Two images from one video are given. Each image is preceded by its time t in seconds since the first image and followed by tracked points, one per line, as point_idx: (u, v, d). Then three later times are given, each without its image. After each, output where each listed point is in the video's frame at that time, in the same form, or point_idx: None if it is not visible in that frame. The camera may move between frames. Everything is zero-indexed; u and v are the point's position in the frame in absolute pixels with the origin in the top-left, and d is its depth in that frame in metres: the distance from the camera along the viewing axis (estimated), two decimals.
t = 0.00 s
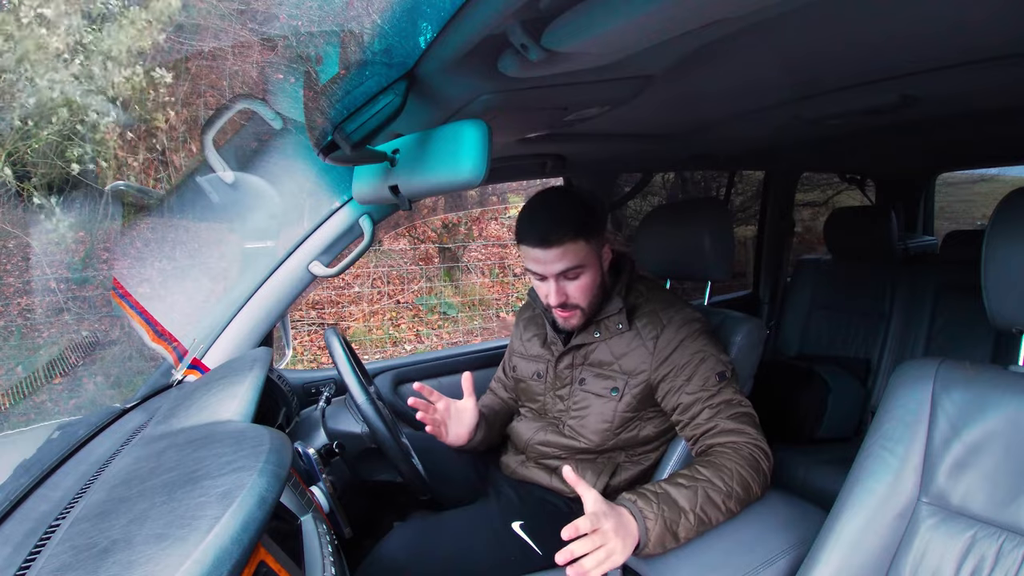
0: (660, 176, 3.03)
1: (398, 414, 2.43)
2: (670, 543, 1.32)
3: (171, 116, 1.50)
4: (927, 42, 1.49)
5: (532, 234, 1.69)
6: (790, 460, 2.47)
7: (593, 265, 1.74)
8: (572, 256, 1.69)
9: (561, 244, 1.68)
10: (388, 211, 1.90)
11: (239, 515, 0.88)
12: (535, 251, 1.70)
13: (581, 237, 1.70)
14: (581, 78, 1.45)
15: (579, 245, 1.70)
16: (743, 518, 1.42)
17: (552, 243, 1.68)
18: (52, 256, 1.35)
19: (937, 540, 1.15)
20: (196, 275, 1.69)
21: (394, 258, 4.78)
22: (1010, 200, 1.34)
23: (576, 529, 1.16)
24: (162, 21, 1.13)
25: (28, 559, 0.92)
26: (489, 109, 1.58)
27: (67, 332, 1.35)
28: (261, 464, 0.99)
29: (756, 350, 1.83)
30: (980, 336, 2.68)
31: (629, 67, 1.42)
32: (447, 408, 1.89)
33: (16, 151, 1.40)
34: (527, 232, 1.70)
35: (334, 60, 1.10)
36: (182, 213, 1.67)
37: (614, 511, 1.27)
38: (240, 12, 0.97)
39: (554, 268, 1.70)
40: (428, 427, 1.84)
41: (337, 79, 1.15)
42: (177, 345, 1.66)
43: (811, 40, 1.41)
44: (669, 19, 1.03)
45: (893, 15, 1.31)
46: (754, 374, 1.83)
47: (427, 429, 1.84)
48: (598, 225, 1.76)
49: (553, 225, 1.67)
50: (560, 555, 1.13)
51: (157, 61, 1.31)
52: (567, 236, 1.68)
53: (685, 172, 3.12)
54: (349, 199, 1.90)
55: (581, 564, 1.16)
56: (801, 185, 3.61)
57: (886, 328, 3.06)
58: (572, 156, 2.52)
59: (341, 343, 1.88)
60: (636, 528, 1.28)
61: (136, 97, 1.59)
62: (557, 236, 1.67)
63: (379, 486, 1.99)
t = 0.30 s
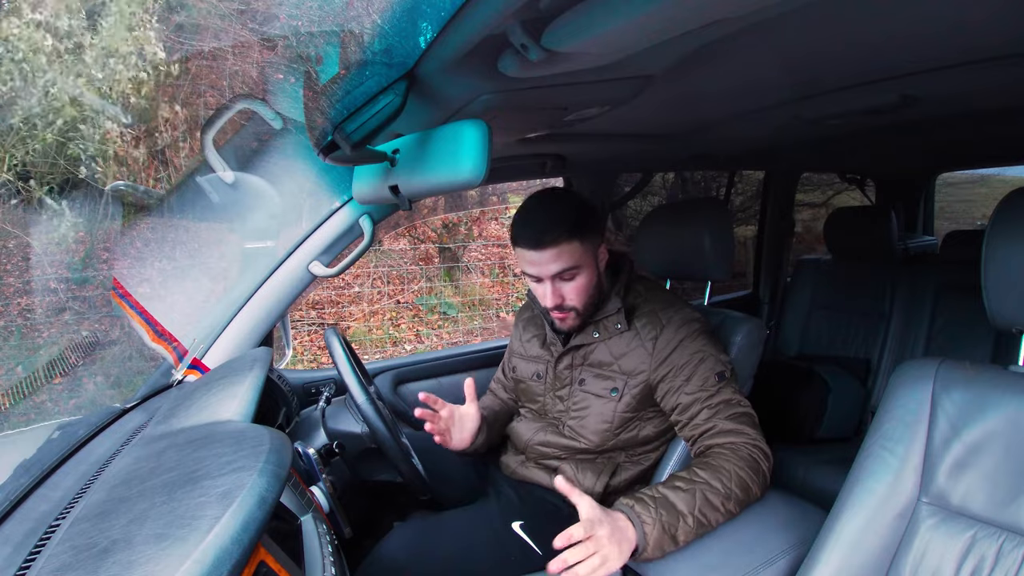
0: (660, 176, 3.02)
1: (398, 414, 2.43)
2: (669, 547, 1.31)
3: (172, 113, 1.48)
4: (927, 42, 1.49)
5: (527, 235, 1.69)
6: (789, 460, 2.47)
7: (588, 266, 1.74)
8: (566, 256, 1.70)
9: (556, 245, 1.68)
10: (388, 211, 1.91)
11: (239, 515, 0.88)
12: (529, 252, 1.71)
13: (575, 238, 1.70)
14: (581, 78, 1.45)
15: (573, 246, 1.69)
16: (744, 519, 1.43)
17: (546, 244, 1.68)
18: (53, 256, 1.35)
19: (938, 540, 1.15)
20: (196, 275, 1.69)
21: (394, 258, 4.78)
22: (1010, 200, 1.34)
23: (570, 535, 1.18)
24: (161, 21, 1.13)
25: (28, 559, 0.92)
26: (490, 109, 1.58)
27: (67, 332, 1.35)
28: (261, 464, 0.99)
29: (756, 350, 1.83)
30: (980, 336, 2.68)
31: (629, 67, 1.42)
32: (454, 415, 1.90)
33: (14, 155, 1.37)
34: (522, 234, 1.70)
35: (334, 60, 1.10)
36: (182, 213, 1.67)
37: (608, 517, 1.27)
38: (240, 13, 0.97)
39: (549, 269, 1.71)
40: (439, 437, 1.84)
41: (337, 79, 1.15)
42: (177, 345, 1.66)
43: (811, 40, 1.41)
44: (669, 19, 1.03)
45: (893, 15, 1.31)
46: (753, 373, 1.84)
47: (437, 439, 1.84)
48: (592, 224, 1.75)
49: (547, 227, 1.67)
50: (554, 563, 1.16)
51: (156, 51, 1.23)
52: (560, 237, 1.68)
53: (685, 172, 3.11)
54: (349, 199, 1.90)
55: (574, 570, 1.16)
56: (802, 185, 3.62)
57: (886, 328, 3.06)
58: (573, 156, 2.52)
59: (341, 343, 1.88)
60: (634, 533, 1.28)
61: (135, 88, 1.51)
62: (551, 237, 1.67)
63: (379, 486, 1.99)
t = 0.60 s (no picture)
0: (660, 176, 3.02)
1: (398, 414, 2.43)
2: (608, 567, 1.31)
3: (173, 119, 1.46)
4: (926, 42, 1.50)
5: (529, 230, 1.71)
6: (789, 460, 2.47)
7: (591, 260, 1.75)
8: (569, 249, 1.71)
9: (558, 239, 1.69)
10: (388, 211, 1.91)
11: (238, 515, 0.88)
12: (532, 246, 1.72)
13: (578, 232, 1.71)
14: (581, 78, 1.45)
15: (577, 239, 1.71)
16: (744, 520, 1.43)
17: (549, 239, 1.69)
18: (52, 256, 1.37)
19: (938, 540, 1.15)
20: (196, 275, 1.69)
21: (394, 258, 4.78)
22: (1010, 199, 1.34)
23: None
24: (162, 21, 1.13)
25: (28, 559, 0.92)
26: (490, 109, 1.58)
27: (67, 332, 1.35)
28: (261, 464, 0.99)
29: (756, 351, 1.83)
30: (980, 336, 2.68)
31: (629, 67, 1.42)
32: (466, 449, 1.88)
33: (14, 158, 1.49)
34: (525, 229, 1.72)
35: (334, 60, 1.10)
36: (182, 213, 1.67)
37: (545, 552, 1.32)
38: (240, 12, 0.96)
39: (552, 263, 1.72)
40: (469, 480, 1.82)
41: (337, 79, 1.15)
42: (177, 345, 1.66)
43: (810, 40, 1.41)
44: (668, 19, 1.03)
45: (893, 16, 1.31)
46: (754, 374, 1.83)
47: (470, 483, 1.82)
48: (595, 219, 1.76)
49: (549, 221, 1.69)
50: None
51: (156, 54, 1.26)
52: (563, 231, 1.69)
53: (684, 172, 3.10)
54: (349, 199, 1.91)
55: None
56: (801, 185, 3.61)
57: (886, 328, 3.06)
58: (572, 156, 2.52)
59: (341, 343, 1.88)
60: (566, 561, 1.30)
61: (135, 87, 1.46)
62: (553, 232, 1.69)
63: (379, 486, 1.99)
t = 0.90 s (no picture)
0: (660, 176, 3.01)
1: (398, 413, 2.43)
2: None
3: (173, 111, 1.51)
4: (926, 43, 1.50)
5: (505, 229, 1.73)
6: (789, 460, 2.47)
7: (569, 254, 1.75)
8: (544, 245, 1.71)
9: (533, 235, 1.70)
10: (388, 211, 1.90)
11: (239, 515, 0.88)
12: (509, 246, 1.73)
13: (553, 226, 1.72)
14: (581, 78, 1.45)
15: (551, 234, 1.71)
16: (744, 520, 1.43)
17: (524, 236, 1.70)
18: (52, 256, 1.37)
19: (938, 540, 1.15)
20: (196, 275, 1.69)
21: (394, 258, 4.79)
22: (1010, 199, 1.34)
23: None
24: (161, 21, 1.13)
25: (28, 559, 0.92)
26: (489, 109, 1.58)
27: (67, 332, 1.35)
28: (261, 464, 0.99)
29: (756, 351, 1.83)
30: (980, 336, 2.68)
31: (629, 67, 1.42)
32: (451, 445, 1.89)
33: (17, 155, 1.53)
34: (502, 229, 1.74)
35: (334, 60, 1.10)
36: (182, 213, 1.67)
37: None
38: (240, 12, 0.98)
39: (529, 259, 1.72)
40: (451, 479, 1.83)
41: (337, 79, 1.15)
42: (177, 345, 1.65)
43: (810, 40, 1.41)
44: (668, 19, 1.02)
45: (892, 16, 1.31)
46: (754, 374, 1.83)
47: (452, 482, 1.83)
48: (569, 214, 1.77)
49: (525, 218, 1.70)
50: None
51: (154, 50, 1.26)
52: (538, 227, 1.70)
53: (685, 172, 3.09)
54: (349, 199, 1.90)
55: None
56: (802, 185, 3.63)
57: (886, 327, 3.06)
58: (572, 156, 2.52)
59: (341, 343, 1.88)
60: None
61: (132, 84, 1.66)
62: (528, 230, 1.70)
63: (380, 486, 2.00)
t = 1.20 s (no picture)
0: (660, 176, 3.00)
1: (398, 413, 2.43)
2: None
3: (172, 112, 1.48)
4: (926, 43, 1.50)
5: (497, 227, 1.73)
6: (789, 460, 2.47)
7: (559, 251, 1.75)
8: (537, 243, 1.72)
9: (522, 233, 1.70)
10: (388, 211, 1.91)
11: (239, 514, 0.88)
12: (501, 243, 1.74)
13: (543, 224, 1.72)
14: (581, 78, 1.45)
15: (542, 232, 1.72)
16: (744, 521, 1.43)
17: (514, 233, 1.71)
18: (52, 256, 1.36)
19: (938, 540, 1.15)
20: (196, 275, 1.69)
21: (394, 259, 4.79)
22: (1010, 199, 1.34)
23: None
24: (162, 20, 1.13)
25: (28, 559, 0.92)
26: (489, 109, 1.58)
27: (67, 332, 1.35)
28: (261, 464, 0.99)
29: (756, 351, 1.82)
30: (980, 336, 2.68)
31: (629, 67, 1.42)
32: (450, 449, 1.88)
33: (14, 155, 1.39)
34: (494, 227, 1.75)
35: (334, 60, 1.10)
36: (182, 213, 1.67)
37: None
38: (240, 12, 0.97)
39: (520, 256, 1.72)
40: (450, 482, 1.80)
41: (337, 79, 1.15)
42: (177, 345, 1.65)
43: (810, 40, 1.41)
44: (668, 19, 1.02)
45: (893, 17, 1.31)
46: (753, 374, 1.83)
47: (452, 485, 1.80)
48: (562, 211, 1.77)
49: (516, 215, 1.71)
50: None
51: (153, 46, 1.22)
52: (528, 223, 1.71)
53: (685, 173, 3.09)
54: (349, 199, 1.91)
55: None
56: (802, 185, 3.61)
57: (886, 328, 3.06)
58: (572, 156, 2.52)
59: (341, 343, 1.88)
60: None
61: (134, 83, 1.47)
62: (518, 226, 1.70)
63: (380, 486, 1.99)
